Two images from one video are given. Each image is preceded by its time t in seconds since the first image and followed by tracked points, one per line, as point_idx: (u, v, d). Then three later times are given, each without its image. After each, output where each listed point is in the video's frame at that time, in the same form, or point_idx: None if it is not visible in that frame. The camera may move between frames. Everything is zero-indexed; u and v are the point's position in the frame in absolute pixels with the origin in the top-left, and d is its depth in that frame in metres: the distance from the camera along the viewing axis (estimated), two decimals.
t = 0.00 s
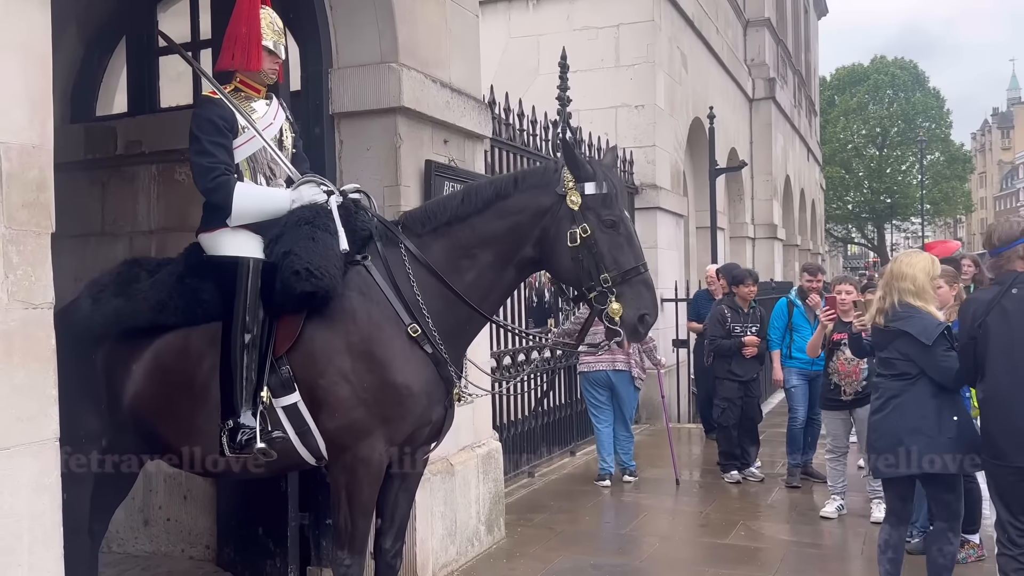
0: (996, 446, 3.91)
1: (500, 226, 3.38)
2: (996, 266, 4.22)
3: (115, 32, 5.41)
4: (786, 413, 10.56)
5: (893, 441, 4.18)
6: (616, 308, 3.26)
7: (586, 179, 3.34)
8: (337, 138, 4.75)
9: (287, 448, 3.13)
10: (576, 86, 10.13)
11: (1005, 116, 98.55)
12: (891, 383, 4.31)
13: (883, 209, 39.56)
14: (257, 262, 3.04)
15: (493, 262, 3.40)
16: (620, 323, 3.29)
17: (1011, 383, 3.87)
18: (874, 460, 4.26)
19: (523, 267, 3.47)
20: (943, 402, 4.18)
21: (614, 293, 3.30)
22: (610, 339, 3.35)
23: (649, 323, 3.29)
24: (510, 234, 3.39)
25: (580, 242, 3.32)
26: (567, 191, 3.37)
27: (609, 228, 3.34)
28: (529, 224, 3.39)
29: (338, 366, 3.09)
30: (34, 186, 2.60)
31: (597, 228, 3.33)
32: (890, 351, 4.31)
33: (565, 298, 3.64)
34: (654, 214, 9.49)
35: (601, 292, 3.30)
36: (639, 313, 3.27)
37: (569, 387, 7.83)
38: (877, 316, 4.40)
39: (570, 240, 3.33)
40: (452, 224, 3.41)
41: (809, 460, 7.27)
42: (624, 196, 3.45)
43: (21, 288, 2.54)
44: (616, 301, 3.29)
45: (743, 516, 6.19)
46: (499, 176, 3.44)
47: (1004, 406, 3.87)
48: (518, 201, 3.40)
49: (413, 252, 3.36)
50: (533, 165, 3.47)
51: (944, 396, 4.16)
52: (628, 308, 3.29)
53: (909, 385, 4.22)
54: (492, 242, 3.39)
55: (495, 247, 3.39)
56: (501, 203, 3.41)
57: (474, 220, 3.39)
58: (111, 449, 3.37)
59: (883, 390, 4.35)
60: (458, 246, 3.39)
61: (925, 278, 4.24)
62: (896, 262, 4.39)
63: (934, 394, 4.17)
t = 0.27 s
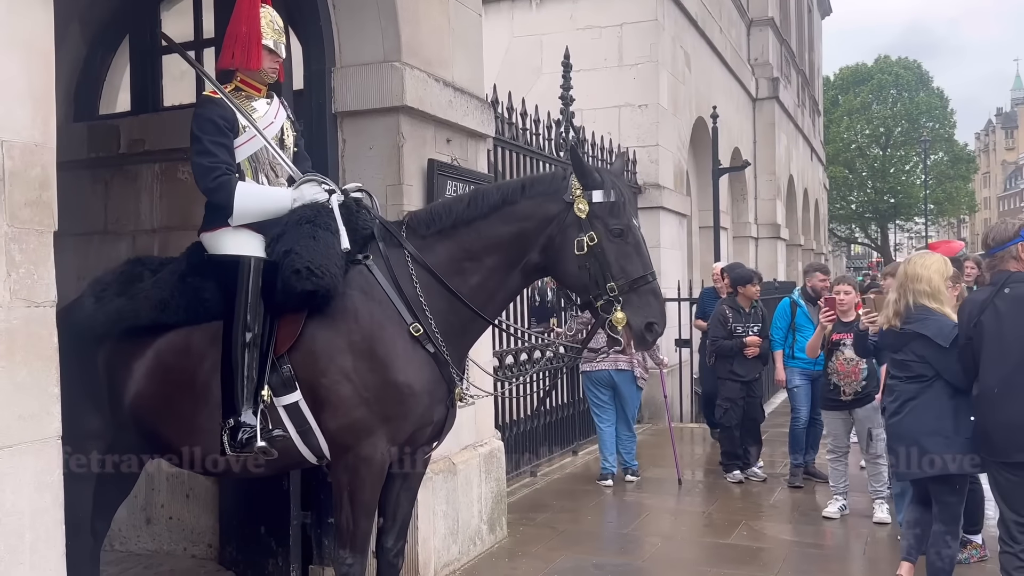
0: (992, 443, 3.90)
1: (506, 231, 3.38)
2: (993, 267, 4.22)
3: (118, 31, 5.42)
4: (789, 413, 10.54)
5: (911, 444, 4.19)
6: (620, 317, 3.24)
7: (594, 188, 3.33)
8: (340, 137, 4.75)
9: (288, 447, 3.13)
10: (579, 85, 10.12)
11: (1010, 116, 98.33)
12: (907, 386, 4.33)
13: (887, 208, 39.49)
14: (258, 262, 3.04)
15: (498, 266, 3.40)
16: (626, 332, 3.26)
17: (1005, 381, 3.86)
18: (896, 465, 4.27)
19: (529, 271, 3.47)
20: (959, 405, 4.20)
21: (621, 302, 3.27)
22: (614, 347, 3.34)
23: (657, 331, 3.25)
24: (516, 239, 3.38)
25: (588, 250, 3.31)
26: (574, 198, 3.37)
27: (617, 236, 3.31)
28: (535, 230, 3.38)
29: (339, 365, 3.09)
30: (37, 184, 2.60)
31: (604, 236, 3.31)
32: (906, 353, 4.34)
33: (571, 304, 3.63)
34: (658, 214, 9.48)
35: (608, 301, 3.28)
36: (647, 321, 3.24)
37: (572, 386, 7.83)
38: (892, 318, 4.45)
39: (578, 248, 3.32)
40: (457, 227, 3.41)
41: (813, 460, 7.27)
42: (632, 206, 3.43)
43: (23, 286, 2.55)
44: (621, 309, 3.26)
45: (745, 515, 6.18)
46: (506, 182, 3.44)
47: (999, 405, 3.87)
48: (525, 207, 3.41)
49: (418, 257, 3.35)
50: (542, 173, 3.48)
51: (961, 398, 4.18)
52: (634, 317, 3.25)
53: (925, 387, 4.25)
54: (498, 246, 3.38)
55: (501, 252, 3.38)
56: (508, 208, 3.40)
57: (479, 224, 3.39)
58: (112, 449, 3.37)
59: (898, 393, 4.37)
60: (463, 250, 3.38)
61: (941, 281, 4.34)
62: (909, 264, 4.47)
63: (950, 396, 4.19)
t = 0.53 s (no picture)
0: (999, 442, 3.92)
1: (511, 235, 3.37)
2: (1007, 266, 4.17)
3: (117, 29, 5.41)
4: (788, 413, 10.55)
5: (914, 441, 4.20)
6: (620, 331, 3.21)
7: (604, 200, 3.30)
8: (339, 136, 4.74)
9: (287, 445, 3.12)
10: (579, 84, 10.12)
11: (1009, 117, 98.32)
12: (913, 384, 4.32)
13: (886, 208, 39.52)
14: (258, 259, 3.04)
15: (500, 268, 3.39)
16: (623, 348, 3.23)
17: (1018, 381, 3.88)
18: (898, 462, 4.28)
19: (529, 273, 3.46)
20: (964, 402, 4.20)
21: (621, 317, 3.24)
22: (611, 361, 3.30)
23: (649, 351, 3.25)
24: (520, 242, 3.37)
25: (591, 262, 3.27)
26: (582, 210, 3.34)
27: (620, 252, 3.28)
28: (540, 237, 3.37)
29: (339, 364, 3.08)
30: (35, 182, 2.60)
31: (608, 250, 3.28)
32: (912, 350, 4.33)
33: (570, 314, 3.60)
34: (657, 213, 9.48)
35: (608, 314, 3.24)
36: (641, 341, 3.23)
37: (571, 386, 7.83)
38: (901, 315, 4.42)
39: (580, 259, 3.28)
40: (461, 229, 3.41)
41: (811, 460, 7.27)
42: (640, 221, 3.40)
43: (21, 284, 2.54)
44: (621, 324, 3.23)
45: (744, 515, 6.19)
46: (514, 186, 3.43)
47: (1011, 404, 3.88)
48: (532, 212, 3.40)
49: (421, 260, 3.35)
50: (554, 180, 3.46)
51: (965, 396, 4.18)
52: (633, 334, 3.23)
53: (930, 385, 4.24)
54: (501, 248, 3.37)
55: (503, 254, 3.38)
56: (514, 213, 3.40)
57: (484, 227, 3.39)
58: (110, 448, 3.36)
59: (904, 392, 4.35)
60: (466, 251, 3.38)
61: (953, 280, 4.31)
62: (921, 262, 4.45)
63: (955, 394, 4.19)
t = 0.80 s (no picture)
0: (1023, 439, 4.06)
1: (505, 232, 3.36)
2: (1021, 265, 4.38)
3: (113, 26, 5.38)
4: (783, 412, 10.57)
5: (915, 436, 4.30)
6: (613, 328, 3.23)
7: (598, 197, 3.30)
8: (335, 134, 4.74)
9: (283, 443, 3.13)
10: (575, 83, 10.12)
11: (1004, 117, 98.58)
12: (912, 380, 4.41)
13: (881, 209, 39.60)
14: (254, 256, 3.05)
15: (495, 265, 3.38)
16: (615, 345, 3.25)
17: None
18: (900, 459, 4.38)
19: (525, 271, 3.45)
20: (963, 397, 4.31)
21: (614, 313, 3.25)
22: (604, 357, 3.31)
23: (642, 348, 3.25)
24: (514, 239, 3.36)
25: (586, 259, 3.27)
26: (577, 207, 3.33)
27: (615, 249, 3.28)
28: (535, 233, 3.36)
29: (335, 363, 3.08)
30: (30, 179, 2.59)
31: (603, 247, 3.28)
32: (913, 346, 4.43)
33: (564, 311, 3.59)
34: (653, 212, 9.49)
35: (600, 311, 3.26)
36: (634, 338, 3.23)
37: (567, 385, 7.83)
38: (902, 311, 4.51)
39: (575, 256, 3.29)
40: (456, 226, 3.40)
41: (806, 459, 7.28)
42: (635, 217, 3.40)
43: (16, 282, 2.53)
44: (615, 321, 3.24)
45: (739, 514, 6.20)
46: (508, 181, 3.43)
47: None
48: (527, 208, 3.39)
49: (416, 258, 3.34)
50: (547, 175, 3.45)
51: (964, 391, 4.30)
52: (625, 332, 3.24)
53: (930, 380, 4.34)
54: (497, 245, 3.37)
55: (498, 251, 3.37)
56: (510, 209, 3.39)
57: (479, 223, 3.38)
58: (106, 445, 3.36)
59: (903, 388, 4.45)
60: (460, 248, 3.37)
61: (954, 278, 4.41)
62: (923, 261, 4.54)
63: (954, 389, 4.30)
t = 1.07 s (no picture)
0: None
1: (498, 229, 3.36)
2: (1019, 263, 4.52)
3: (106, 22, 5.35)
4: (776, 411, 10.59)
5: (917, 431, 4.37)
6: (594, 330, 3.21)
7: (590, 197, 3.28)
8: (329, 132, 4.74)
9: (279, 441, 3.12)
10: (569, 82, 10.13)
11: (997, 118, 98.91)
12: (912, 377, 4.48)
13: (874, 208, 39.71)
14: (250, 254, 3.04)
15: (489, 262, 3.38)
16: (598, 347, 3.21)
17: None
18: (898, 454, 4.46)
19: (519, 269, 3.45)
20: (961, 394, 4.39)
21: (597, 314, 3.21)
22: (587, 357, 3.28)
23: (628, 350, 3.20)
24: (507, 237, 3.36)
25: (575, 258, 3.24)
26: (568, 205, 3.30)
27: (605, 249, 3.24)
28: (527, 230, 3.35)
29: (330, 361, 3.08)
30: (22, 176, 2.58)
31: (593, 247, 3.24)
32: (914, 342, 4.49)
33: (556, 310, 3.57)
34: (647, 211, 9.50)
35: (585, 312, 3.23)
36: (619, 341, 3.18)
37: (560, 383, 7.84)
38: (904, 308, 4.59)
39: (563, 255, 3.26)
40: (449, 223, 3.40)
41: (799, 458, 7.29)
42: (627, 217, 3.37)
43: (8, 279, 2.53)
44: (596, 322, 3.22)
45: (732, 512, 6.21)
46: (501, 177, 3.42)
47: None
48: (518, 206, 3.38)
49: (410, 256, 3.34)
50: (541, 172, 3.45)
51: (963, 388, 4.37)
52: (608, 334, 3.20)
53: (931, 376, 4.40)
54: (490, 243, 3.36)
55: (491, 248, 3.36)
56: (502, 205, 3.38)
57: (472, 220, 3.38)
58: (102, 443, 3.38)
59: (903, 384, 4.50)
60: (454, 246, 3.37)
61: (957, 279, 4.49)
62: (929, 259, 4.60)
63: (954, 385, 4.37)
